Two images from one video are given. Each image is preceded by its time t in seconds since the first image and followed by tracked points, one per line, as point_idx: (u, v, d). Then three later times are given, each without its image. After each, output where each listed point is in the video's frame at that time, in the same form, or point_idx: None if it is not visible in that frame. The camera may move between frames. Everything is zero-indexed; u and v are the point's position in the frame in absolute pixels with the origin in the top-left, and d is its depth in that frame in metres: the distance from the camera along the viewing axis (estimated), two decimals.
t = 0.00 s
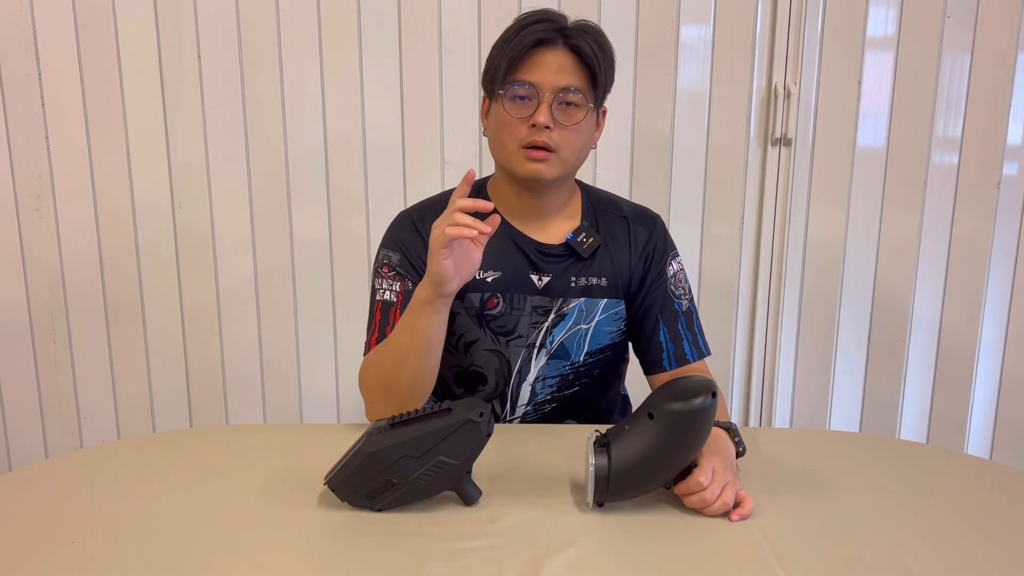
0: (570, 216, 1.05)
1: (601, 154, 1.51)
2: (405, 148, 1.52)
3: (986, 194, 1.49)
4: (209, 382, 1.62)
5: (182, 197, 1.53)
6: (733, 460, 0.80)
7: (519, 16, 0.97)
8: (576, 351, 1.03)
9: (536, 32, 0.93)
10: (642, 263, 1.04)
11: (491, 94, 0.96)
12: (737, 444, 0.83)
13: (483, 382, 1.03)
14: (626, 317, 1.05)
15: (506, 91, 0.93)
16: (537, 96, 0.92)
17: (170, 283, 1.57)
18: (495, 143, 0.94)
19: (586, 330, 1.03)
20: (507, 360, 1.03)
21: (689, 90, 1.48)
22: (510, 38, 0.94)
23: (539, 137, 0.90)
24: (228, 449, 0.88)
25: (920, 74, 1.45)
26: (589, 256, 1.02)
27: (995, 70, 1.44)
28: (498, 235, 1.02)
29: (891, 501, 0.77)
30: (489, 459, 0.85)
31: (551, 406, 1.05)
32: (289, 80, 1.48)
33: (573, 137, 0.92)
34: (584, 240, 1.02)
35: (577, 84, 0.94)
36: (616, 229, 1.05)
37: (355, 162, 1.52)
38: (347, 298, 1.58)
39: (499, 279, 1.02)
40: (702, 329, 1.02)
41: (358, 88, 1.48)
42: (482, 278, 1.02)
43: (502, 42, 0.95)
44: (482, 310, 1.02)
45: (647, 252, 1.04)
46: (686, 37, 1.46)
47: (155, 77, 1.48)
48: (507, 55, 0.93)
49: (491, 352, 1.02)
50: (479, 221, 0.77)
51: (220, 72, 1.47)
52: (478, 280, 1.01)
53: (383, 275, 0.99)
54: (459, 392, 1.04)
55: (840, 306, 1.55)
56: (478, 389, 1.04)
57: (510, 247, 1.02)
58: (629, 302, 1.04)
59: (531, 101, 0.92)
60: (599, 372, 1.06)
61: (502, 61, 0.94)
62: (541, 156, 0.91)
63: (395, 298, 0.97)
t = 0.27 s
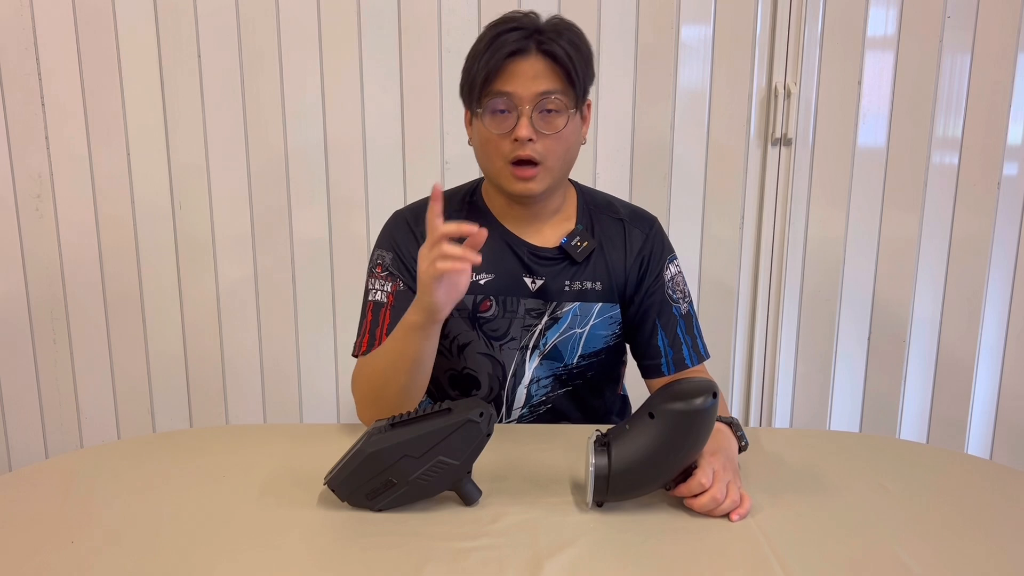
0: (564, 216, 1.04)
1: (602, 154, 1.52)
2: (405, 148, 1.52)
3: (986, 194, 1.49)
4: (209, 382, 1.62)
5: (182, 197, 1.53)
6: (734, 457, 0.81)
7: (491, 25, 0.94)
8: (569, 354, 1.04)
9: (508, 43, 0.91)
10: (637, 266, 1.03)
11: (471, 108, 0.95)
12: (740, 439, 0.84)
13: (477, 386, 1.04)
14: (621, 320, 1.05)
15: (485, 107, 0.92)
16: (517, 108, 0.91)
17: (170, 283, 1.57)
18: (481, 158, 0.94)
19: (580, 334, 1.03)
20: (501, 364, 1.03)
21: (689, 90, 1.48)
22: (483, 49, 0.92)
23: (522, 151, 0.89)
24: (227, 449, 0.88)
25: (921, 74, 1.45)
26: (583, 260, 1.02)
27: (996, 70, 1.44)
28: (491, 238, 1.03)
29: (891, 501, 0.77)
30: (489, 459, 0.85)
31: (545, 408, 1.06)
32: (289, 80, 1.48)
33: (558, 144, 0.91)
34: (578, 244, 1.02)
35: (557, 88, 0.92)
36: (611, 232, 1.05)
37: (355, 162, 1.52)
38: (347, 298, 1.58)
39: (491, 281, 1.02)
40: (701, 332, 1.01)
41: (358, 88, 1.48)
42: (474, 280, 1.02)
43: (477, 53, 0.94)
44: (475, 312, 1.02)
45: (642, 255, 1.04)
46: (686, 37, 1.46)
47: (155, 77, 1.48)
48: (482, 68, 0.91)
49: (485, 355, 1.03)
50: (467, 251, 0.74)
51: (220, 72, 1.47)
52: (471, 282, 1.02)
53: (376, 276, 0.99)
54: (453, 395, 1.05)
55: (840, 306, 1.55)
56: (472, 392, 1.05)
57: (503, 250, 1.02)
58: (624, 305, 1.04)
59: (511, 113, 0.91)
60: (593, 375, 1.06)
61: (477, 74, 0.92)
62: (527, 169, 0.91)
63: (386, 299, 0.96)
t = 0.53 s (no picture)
0: (564, 216, 1.04)
1: (602, 154, 1.52)
2: (405, 148, 1.52)
3: (986, 194, 1.49)
4: (209, 382, 1.62)
5: (182, 197, 1.53)
6: (730, 459, 0.81)
7: (479, 34, 0.93)
8: (571, 355, 1.04)
9: (497, 55, 0.90)
10: (638, 266, 1.03)
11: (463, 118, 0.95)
12: (736, 441, 0.83)
13: (479, 386, 1.04)
14: (622, 320, 1.05)
15: (478, 119, 0.92)
16: (509, 119, 0.91)
17: (170, 283, 1.57)
18: (476, 168, 0.95)
19: (582, 334, 1.03)
20: (503, 364, 1.03)
21: (689, 91, 1.48)
22: (473, 59, 0.91)
23: (517, 163, 0.90)
24: (228, 449, 0.88)
25: (921, 74, 1.45)
26: (584, 261, 1.02)
27: (996, 71, 1.44)
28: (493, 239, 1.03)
29: (891, 501, 0.77)
30: (489, 459, 0.85)
31: (548, 408, 1.06)
32: (289, 80, 1.48)
33: (553, 153, 0.92)
34: (580, 245, 1.02)
35: (549, 95, 0.92)
36: (613, 231, 1.05)
37: (355, 162, 1.52)
38: (347, 298, 1.58)
39: (493, 282, 1.02)
40: (702, 331, 1.01)
41: (358, 88, 1.48)
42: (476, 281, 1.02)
43: (466, 62, 0.93)
44: (478, 313, 1.02)
45: (643, 255, 1.04)
46: (686, 37, 1.46)
47: (155, 77, 1.48)
48: (472, 81, 0.91)
49: (487, 355, 1.03)
50: (475, 268, 0.74)
51: (219, 72, 1.47)
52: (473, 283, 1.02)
53: (377, 277, 0.99)
54: (456, 395, 1.05)
55: (840, 307, 1.55)
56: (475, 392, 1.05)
57: (505, 251, 1.02)
58: (626, 305, 1.04)
59: (504, 125, 0.91)
60: (595, 375, 1.06)
61: (468, 86, 0.91)
62: (523, 179, 0.91)
63: (388, 298, 0.96)
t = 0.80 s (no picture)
0: (569, 218, 1.04)
1: (602, 154, 1.52)
2: (405, 148, 1.52)
3: (986, 194, 1.49)
4: (209, 382, 1.62)
5: (182, 197, 1.53)
6: (729, 459, 0.81)
7: (496, 33, 0.93)
8: (574, 356, 1.03)
9: (513, 55, 0.90)
10: (641, 266, 1.04)
11: (475, 116, 0.95)
12: (734, 443, 0.83)
13: (481, 385, 1.04)
14: (624, 320, 1.05)
15: (489, 119, 0.92)
16: (521, 120, 0.91)
17: (170, 283, 1.57)
18: (484, 167, 0.95)
19: (585, 335, 1.03)
20: (505, 364, 1.03)
21: (689, 91, 1.48)
22: (489, 58, 0.91)
23: (525, 165, 0.90)
24: (228, 449, 0.88)
25: (921, 74, 1.45)
26: (588, 261, 1.02)
27: (996, 71, 1.44)
28: (497, 238, 1.02)
29: (891, 502, 0.77)
30: (489, 459, 0.85)
31: (548, 408, 1.06)
32: (289, 80, 1.48)
33: (561, 158, 0.92)
34: (584, 246, 1.02)
35: (562, 100, 0.92)
36: (616, 231, 1.05)
37: (355, 162, 1.52)
38: (347, 298, 1.58)
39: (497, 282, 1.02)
40: (704, 331, 1.02)
41: (358, 88, 1.48)
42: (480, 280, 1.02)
43: (481, 60, 0.93)
44: (481, 312, 1.02)
45: (646, 256, 1.04)
46: (686, 37, 1.46)
47: (155, 77, 1.48)
48: (487, 80, 0.91)
49: (490, 355, 1.03)
50: (495, 293, 0.75)
51: (219, 72, 1.47)
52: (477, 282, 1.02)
53: (380, 276, 0.99)
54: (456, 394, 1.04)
55: (840, 307, 1.55)
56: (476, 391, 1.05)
57: (509, 251, 1.02)
58: (628, 305, 1.04)
59: (514, 126, 0.91)
60: (597, 376, 1.06)
61: (482, 84, 0.91)
62: (530, 181, 0.92)
63: (390, 299, 0.96)
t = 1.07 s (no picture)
0: (566, 218, 1.04)
1: (601, 154, 1.52)
2: (405, 149, 1.52)
3: (986, 195, 1.49)
4: (209, 382, 1.62)
5: (182, 197, 1.53)
6: (729, 460, 0.81)
7: (493, 35, 0.93)
8: (571, 355, 1.04)
9: (512, 58, 0.90)
10: (638, 267, 1.04)
11: (472, 117, 0.94)
12: (734, 443, 0.83)
13: (478, 385, 1.04)
14: (621, 320, 1.05)
15: (486, 121, 0.91)
16: (519, 123, 0.91)
17: (170, 283, 1.57)
18: (482, 169, 0.95)
19: (581, 335, 1.03)
20: (502, 364, 1.03)
21: (689, 91, 1.48)
22: (487, 60, 0.91)
23: (523, 167, 0.90)
24: (227, 449, 0.88)
25: (921, 74, 1.45)
26: (584, 261, 1.02)
27: (996, 71, 1.44)
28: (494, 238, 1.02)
29: (890, 501, 0.77)
30: (489, 459, 0.85)
31: (546, 407, 1.06)
32: (289, 81, 1.48)
33: (558, 160, 0.92)
34: (580, 246, 1.02)
35: (560, 103, 0.91)
36: (613, 232, 1.05)
37: (355, 163, 1.52)
38: (347, 298, 1.58)
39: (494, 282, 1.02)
40: (702, 331, 1.02)
41: (358, 88, 1.48)
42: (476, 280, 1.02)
43: (479, 62, 0.92)
44: (477, 313, 1.02)
45: (642, 256, 1.04)
46: (686, 37, 1.46)
47: (155, 77, 1.48)
48: (485, 82, 0.90)
49: (486, 355, 1.03)
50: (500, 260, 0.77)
51: (220, 72, 1.47)
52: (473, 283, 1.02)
53: (376, 277, 0.99)
54: (454, 394, 1.05)
55: (840, 307, 1.55)
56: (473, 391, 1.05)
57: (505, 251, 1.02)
58: (625, 306, 1.04)
59: (512, 128, 0.91)
60: (593, 376, 1.06)
61: (480, 86, 0.91)
62: (527, 184, 0.92)
63: (386, 299, 0.96)
